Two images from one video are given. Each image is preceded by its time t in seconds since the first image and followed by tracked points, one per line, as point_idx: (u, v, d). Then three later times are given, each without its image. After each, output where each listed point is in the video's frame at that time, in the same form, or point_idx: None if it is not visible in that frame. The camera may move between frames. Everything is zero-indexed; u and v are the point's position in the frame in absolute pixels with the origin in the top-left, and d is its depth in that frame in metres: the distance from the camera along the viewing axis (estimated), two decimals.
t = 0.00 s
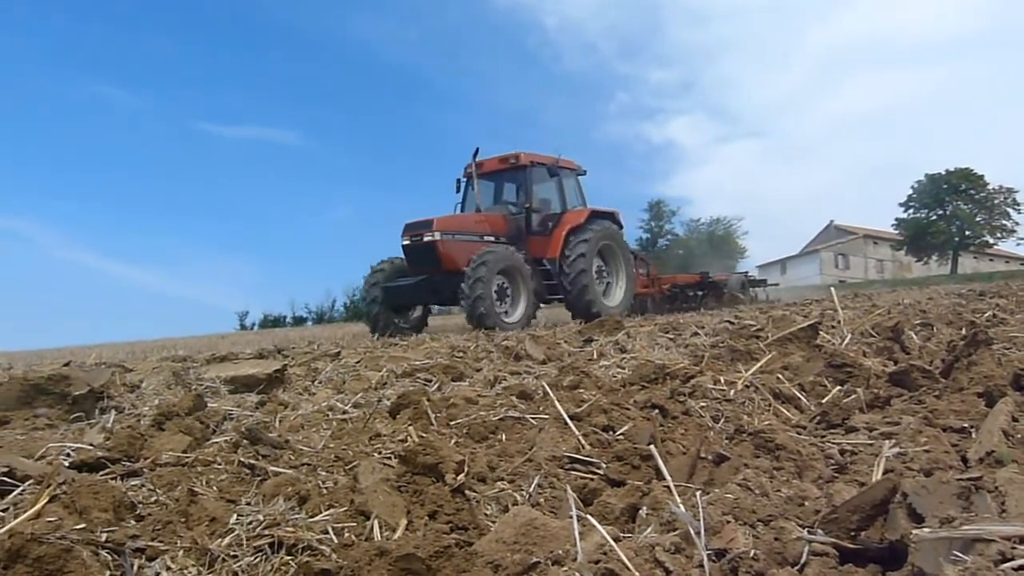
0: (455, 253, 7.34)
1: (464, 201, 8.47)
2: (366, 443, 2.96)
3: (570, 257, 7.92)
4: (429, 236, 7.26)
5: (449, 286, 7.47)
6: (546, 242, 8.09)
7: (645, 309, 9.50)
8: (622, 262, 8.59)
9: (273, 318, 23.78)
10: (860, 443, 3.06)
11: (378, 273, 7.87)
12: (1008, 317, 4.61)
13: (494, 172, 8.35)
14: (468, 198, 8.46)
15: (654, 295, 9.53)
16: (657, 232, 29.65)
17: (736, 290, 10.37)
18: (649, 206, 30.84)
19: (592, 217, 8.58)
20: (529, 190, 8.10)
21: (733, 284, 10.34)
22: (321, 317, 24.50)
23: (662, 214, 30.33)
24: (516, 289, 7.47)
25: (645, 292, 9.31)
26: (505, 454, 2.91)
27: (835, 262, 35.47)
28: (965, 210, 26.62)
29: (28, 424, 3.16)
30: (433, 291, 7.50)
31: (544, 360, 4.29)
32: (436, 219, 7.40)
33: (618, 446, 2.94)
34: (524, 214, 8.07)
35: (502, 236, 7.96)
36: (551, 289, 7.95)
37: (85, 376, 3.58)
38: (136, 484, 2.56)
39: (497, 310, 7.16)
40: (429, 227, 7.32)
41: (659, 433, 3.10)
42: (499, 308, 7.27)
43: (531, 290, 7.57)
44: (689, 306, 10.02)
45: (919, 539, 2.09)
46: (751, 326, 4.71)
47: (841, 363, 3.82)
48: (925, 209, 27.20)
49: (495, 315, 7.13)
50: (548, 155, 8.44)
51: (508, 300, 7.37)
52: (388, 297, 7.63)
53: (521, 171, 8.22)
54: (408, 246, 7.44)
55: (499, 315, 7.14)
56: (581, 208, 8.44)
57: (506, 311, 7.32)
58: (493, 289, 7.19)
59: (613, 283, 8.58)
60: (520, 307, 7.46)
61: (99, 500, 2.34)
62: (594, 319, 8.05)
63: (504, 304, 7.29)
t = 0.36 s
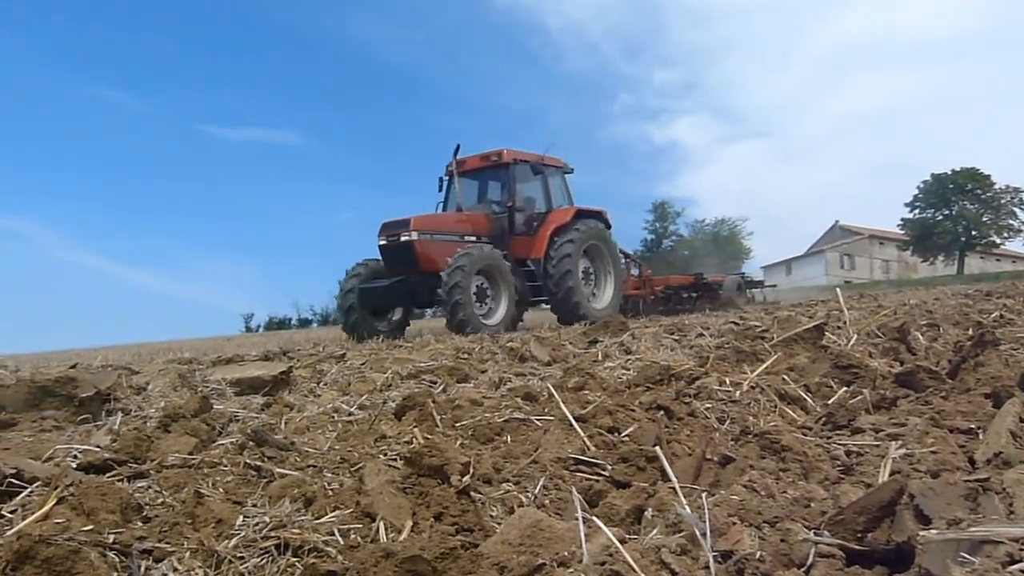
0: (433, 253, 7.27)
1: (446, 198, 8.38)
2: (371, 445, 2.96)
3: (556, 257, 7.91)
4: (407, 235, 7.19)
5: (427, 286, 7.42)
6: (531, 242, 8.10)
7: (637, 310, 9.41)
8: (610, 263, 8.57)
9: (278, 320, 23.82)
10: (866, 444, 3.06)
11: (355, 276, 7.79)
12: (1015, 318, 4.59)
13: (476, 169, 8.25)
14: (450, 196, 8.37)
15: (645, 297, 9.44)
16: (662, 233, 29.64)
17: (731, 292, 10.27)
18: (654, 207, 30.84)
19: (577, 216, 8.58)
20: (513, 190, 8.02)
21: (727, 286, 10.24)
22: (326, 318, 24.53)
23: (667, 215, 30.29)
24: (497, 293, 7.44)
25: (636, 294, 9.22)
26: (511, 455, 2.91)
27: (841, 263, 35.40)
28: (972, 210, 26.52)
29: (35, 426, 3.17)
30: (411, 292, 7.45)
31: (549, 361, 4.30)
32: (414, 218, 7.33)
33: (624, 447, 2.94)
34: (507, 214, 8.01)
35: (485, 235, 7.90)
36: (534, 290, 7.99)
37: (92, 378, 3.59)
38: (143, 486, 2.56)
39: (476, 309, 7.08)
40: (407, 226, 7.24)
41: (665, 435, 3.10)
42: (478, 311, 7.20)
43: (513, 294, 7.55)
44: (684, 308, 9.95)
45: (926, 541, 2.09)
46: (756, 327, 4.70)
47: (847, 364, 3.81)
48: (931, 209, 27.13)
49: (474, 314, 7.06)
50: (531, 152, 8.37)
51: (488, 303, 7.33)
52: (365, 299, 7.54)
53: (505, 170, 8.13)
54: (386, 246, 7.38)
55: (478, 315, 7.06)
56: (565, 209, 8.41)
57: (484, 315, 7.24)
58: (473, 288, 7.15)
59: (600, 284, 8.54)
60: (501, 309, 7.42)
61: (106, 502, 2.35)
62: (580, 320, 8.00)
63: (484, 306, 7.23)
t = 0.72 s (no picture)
0: (422, 252, 7.05)
1: (440, 195, 8.13)
2: (387, 445, 2.97)
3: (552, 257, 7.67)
4: (393, 233, 6.98)
5: (415, 288, 7.23)
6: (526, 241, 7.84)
7: (639, 312, 9.22)
8: (610, 264, 8.34)
9: (294, 319, 23.96)
10: (885, 447, 3.03)
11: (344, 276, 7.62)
12: None
13: (471, 165, 7.99)
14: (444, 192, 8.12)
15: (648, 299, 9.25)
16: (677, 233, 29.56)
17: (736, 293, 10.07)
18: (669, 207, 30.77)
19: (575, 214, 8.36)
20: (508, 187, 7.75)
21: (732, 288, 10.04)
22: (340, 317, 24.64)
23: (682, 216, 30.19)
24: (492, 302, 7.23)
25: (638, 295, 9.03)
26: (527, 456, 2.90)
27: (858, 264, 35.17)
28: (992, 210, 26.25)
29: (55, 424, 3.20)
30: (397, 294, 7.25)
31: (564, 362, 4.29)
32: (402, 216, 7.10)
33: (640, 448, 2.93)
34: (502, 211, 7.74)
35: (478, 233, 7.67)
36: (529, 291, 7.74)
37: (111, 376, 3.62)
38: (161, 484, 2.58)
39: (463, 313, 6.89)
40: (394, 224, 7.01)
41: (681, 436, 3.09)
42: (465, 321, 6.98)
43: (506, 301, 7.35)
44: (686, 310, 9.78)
45: (947, 545, 2.07)
46: (773, 328, 4.68)
47: (865, 366, 3.79)
48: (949, 210, 26.89)
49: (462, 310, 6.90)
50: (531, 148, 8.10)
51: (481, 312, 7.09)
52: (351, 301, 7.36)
53: (500, 165, 7.86)
54: (371, 245, 7.16)
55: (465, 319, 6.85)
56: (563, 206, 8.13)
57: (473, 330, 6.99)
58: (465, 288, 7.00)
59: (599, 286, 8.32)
60: (489, 315, 7.18)
61: (126, 500, 2.37)
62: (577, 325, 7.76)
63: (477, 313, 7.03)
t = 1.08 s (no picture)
0: (405, 249, 6.92)
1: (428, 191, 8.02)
2: (400, 443, 2.98)
3: (542, 254, 7.52)
4: (376, 229, 6.84)
5: (397, 286, 7.09)
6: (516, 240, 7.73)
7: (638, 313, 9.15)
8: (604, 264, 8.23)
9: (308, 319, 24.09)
10: (901, 449, 3.01)
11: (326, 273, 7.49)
12: None
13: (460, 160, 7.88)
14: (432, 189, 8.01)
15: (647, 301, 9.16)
16: (691, 234, 29.47)
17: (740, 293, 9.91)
18: (683, 207, 30.68)
19: (567, 212, 8.24)
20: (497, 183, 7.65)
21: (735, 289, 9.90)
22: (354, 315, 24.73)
23: (696, 215, 30.08)
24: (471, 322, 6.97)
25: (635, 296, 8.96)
26: (541, 456, 2.90)
27: (873, 265, 34.94)
28: (1010, 212, 26.00)
29: (71, 420, 3.22)
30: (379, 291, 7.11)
31: (578, 362, 4.29)
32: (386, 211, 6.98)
33: (654, 449, 2.92)
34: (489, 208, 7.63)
35: (465, 231, 7.58)
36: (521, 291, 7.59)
37: (127, 374, 3.64)
38: (177, 481, 2.60)
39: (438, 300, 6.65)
40: (377, 220, 6.88)
41: (695, 437, 3.08)
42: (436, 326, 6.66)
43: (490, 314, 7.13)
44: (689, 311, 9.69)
45: (965, 549, 2.06)
46: (787, 329, 4.65)
47: (881, 367, 3.76)
48: (967, 211, 26.67)
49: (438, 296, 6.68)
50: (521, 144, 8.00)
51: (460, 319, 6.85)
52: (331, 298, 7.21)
53: (490, 160, 7.75)
54: (352, 241, 7.04)
55: (439, 304, 6.60)
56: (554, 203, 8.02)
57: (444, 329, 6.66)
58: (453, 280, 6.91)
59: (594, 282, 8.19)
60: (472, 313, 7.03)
61: (143, 496, 2.39)
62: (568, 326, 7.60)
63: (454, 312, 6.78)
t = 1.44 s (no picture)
0: (380, 249, 6.88)
1: (410, 189, 7.97)
2: (410, 445, 2.99)
3: (526, 252, 7.44)
4: (350, 229, 6.81)
5: (371, 287, 7.08)
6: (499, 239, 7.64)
7: (632, 316, 9.03)
8: (591, 264, 8.16)
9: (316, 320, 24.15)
10: (912, 450, 3.00)
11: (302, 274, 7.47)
12: None
13: (443, 157, 7.82)
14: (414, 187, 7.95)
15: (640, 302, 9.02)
16: (700, 234, 29.42)
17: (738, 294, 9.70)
18: (692, 207, 30.64)
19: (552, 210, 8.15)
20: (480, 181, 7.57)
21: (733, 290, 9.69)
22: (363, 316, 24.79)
23: (704, 216, 30.05)
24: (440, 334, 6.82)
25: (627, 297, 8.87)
26: (550, 457, 2.90)
27: (883, 265, 34.83)
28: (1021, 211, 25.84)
29: (83, 422, 3.24)
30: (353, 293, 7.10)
31: (586, 363, 4.29)
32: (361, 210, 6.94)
33: (662, 451, 2.92)
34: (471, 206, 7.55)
35: (446, 231, 7.50)
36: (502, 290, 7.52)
37: (137, 376, 3.66)
38: (187, 482, 2.61)
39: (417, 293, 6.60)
40: (352, 219, 6.85)
41: (704, 438, 3.07)
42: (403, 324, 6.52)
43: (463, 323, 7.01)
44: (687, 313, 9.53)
45: (976, 551, 2.05)
46: (797, 329, 4.65)
47: (891, 368, 3.75)
48: (977, 210, 26.54)
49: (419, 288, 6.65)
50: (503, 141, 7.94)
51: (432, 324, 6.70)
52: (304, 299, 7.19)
53: (473, 157, 7.68)
54: (328, 241, 7.02)
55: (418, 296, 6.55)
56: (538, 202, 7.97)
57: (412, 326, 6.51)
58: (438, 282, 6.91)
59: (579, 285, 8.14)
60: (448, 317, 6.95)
61: (154, 498, 2.40)
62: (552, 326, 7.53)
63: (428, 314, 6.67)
